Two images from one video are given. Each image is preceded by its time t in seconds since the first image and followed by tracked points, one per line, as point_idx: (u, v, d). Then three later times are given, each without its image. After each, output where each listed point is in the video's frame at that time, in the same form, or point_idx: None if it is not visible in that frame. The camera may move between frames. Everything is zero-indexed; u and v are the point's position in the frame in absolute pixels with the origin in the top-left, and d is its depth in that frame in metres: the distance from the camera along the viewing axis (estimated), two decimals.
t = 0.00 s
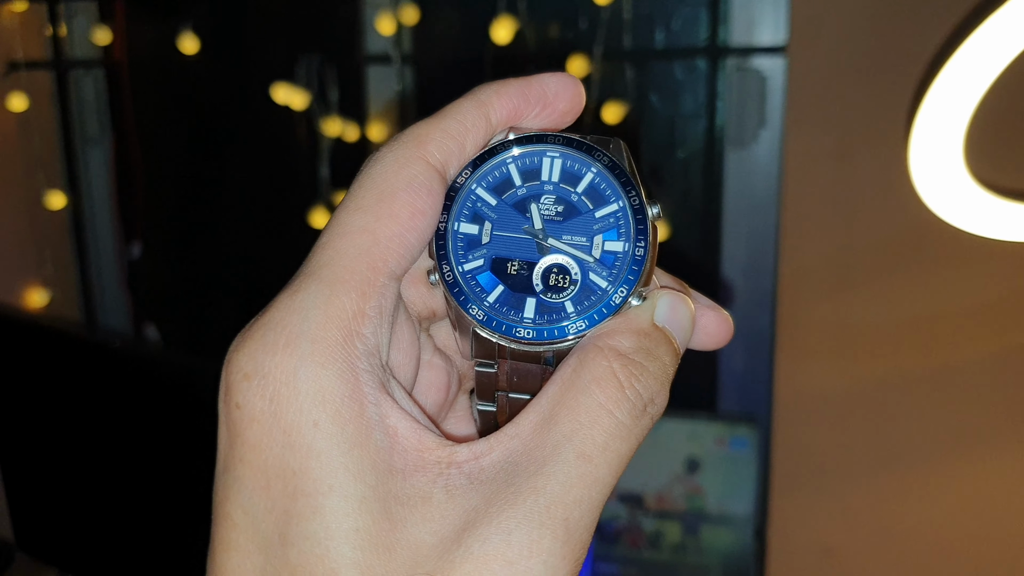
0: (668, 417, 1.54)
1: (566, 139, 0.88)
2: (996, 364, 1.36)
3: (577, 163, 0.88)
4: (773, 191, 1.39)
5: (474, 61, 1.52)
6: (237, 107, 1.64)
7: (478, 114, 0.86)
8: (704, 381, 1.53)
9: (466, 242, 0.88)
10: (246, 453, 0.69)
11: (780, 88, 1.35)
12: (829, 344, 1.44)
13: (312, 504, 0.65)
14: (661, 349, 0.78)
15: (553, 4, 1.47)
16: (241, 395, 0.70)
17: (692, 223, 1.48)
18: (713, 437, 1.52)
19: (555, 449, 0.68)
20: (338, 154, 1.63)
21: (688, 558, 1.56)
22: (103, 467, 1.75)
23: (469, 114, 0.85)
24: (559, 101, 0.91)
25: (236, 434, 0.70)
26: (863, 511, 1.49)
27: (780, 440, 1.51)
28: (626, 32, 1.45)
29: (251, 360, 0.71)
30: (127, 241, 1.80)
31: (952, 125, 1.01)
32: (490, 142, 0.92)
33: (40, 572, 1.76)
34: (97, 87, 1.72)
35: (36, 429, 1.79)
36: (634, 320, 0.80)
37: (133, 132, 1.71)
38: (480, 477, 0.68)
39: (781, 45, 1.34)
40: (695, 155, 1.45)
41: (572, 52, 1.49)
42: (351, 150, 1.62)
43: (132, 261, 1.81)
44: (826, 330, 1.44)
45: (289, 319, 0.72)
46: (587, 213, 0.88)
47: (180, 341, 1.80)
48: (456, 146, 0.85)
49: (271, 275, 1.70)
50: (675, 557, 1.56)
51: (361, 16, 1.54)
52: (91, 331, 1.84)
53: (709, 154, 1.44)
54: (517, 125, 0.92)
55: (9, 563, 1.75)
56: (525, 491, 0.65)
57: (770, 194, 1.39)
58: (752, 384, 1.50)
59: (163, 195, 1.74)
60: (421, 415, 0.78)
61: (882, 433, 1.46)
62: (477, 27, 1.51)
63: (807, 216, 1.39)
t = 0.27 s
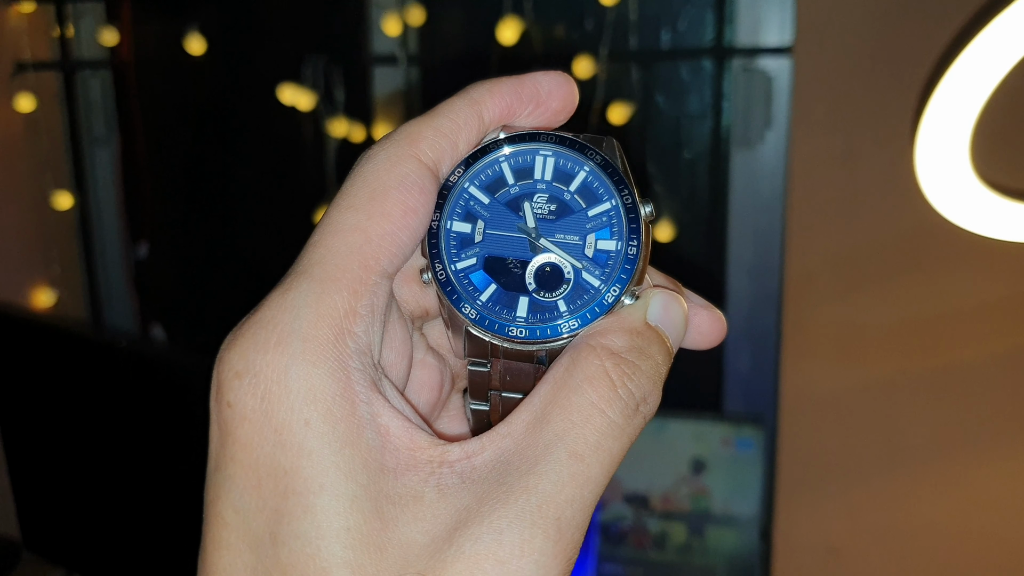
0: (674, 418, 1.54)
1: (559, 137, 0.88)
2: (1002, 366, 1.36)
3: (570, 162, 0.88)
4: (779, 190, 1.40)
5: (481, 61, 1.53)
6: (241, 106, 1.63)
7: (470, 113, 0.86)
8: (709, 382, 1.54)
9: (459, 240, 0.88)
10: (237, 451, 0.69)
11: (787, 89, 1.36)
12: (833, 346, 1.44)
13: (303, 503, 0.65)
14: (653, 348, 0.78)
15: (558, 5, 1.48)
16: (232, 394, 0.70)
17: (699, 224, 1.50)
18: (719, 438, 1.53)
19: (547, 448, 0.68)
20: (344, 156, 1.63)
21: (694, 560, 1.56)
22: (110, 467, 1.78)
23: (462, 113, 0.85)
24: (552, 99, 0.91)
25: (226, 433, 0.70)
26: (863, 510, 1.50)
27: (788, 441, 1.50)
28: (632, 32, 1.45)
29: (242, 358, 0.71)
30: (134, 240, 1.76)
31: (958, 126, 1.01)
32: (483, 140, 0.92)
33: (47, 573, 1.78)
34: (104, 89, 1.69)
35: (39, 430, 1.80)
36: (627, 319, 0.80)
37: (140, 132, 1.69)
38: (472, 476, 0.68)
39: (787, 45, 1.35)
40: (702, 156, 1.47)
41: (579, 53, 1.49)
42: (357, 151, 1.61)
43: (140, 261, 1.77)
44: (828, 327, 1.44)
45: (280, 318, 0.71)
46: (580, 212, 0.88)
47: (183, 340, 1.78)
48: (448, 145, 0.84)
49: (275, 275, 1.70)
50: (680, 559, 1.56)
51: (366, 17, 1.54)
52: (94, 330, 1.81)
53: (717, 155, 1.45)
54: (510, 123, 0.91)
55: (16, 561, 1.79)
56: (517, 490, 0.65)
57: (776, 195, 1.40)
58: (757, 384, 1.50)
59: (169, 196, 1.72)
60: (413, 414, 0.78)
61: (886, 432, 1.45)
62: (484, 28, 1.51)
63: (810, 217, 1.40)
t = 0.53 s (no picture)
0: (682, 418, 1.54)
1: (552, 139, 0.88)
2: (997, 362, 1.38)
3: (563, 163, 0.88)
4: (787, 191, 1.40)
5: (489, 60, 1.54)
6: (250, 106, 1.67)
7: (464, 113, 0.86)
8: (716, 380, 1.54)
9: (451, 241, 0.88)
10: (228, 453, 0.69)
11: (795, 89, 1.37)
12: (831, 343, 1.46)
13: (294, 504, 0.65)
14: (646, 349, 0.78)
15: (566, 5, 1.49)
16: (223, 396, 0.70)
17: (706, 223, 1.50)
18: (727, 438, 1.53)
19: (539, 450, 0.68)
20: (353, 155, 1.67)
21: (702, 559, 1.56)
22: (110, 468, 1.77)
23: (456, 113, 0.85)
24: (546, 100, 0.91)
25: (217, 434, 0.70)
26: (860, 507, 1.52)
27: (791, 440, 1.52)
28: (640, 32, 1.46)
29: (233, 360, 0.71)
30: (143, 241, 1.82)
31: (966, 126, 1.03)
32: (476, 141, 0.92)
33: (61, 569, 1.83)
34: (114, 89, 1.75)
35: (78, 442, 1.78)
36: (619, 321, 0.80)
37: (147, 132, 1.74)
38: (463, 478, 0.68)
39: (796, 45, 1.35)
40: (710, 156, 1.46)
41: (587, 52, 1.50)
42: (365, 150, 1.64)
43: (149, 260, 1.83)
44: (824, 325, 1.46)
45: (271, 319, 0.71)
46: (573, 214, 0.88)
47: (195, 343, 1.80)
48: (441, 146, 0.84)
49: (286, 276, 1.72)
50: (688, 558, 1.56)
51: (375, 17, 1.57)
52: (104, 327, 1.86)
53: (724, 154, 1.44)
54: (504, 124, 0.91)
55: (25, 560, 1.84)
56: (508, 492, 0.65)
57: (785, 195, 1.40)
58: (765, 383, 1.50)
59: (180, 196, 1.76)
60: (405, 416, 0.78)
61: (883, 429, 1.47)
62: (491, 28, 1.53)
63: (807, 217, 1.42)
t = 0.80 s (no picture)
0: (692, 418, 1.61)
1: (551, 140, 0.88)
2: (997, 360, 1.42)
3: (563, 164, 0.89)
4: (797, 189, 1.47)
5: (499, 58, 1.61)
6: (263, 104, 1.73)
7: (463, 114, 0.86)
8: (722, 377, 1.62)
9: (451, 242, 0.88)
10: (228, 453, 0.69)
11: (804, 89, 1.44)
12: (823, 336, 1.52)
13: (294, 504, 0.65)
14: (644, 351, 0.78)
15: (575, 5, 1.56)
16: (223, 396, 0.70)
17: (717, 225, 1.58)
18: (737, 438, 1.59)
19: (538, 450, 0.68)
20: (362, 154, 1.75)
21: (711, 559, 1.60)
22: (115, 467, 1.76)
23: (455, 114, 0.85)
24: (545, 101, 0.91)
25: (217, 434, 0.70)
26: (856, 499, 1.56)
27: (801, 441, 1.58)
28: (650, 32, 1.55)
29: (233, 360, 0.71)
30: (155, 240, 1.88)
31: (976, 125, 1.04)
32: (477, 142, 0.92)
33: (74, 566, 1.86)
34: (126, 88, 1.81)
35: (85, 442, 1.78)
36: (618, 322, 0.80)
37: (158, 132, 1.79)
38: (463, 478, 0.69)
39: (805, 45, 1.42)
40: (719, 155, 1.55)
41: (597, 52, 1.57)
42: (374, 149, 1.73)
43: (160, 259, 1.89)
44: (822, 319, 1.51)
45: (270, 320, 0.71)
46: (572, 215, 0.88)
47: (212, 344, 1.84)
48: (441, 146, 0.84)
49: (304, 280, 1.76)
50: (697, 558, 1.60)
51: (386, 19, 1.65)
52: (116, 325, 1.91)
53: (735, 152, 1.53)
54: (503, 125, 0.91)
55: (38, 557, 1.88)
56: (507, 492, 0.66)
57: (794, 193, 1.48)
58: (774, 384, 1.57)
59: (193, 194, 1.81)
60: (404, 417, 0.78)
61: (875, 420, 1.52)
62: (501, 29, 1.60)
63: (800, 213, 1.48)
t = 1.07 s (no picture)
0: (701, 417, 1.62)
1: (554, 141, 0.89)
2: (1003, 359, 1.42)
3: (564, 165, 0.89)
4: (806, 189, 1.48)
5: (507, 58, 1.61)
6: (271, 105, 1.75)
7: (466, 115, 0.86)
8: (733, 376, 1.62)
9: (453, 243, 0.89)
10: (232, 452, 0.69)
11: (813, 88, 1.45)
12: (827, 335, 1.52)
13: (298, 504, 0.66)
14: (646, 351, 0.79)
15: (583, 5, 1.57)
16: (228, 396, 0.71)
17: (727, 226, 1.59)
18: (745, 438, 1.60)
19: (540, 451, 0.68)
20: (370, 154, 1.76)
21: (719, 559, 1.61)
22: (126, 464, 1.76)
23: (457, 115, 0.86)
24: (547, 102, 0.91)
25: (222, 434, 0.71)
26: (862, 498, 1.56)
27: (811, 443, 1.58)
28: (659, 32, 1.55)
29: (237, 360, 0.71)
30: (164, 240, 1.89)
31: (985, 127, 1.03)
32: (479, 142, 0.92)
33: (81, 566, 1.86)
34: (135, 88, 1.82)
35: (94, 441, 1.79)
36: (620, 322, 0.81)
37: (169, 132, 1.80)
38: (465, 478, 0.69)
39: (814, 45, 1.43)
40: (728, 155, 1.56)
41: (606, 52, 1.58)
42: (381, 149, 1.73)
43: (169, 259, 1.90)
44: (827, 319, 1.52)
45: (275, 320, 0.72)
46: (574, 216, 0.88)
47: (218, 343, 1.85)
48: (443, 147, 0.85)
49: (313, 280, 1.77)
50: (705, 558, 1.61)
51: (395, 19, 1.66)
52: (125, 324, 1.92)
53: (743, 151, 1.54)
54: (505, 126, 0.92)
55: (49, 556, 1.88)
56: (509, 492, 0.66)
57: (804, 192, 1.48)
58: (784, 384, 1.57)
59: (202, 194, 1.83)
60: (407, 416, 0.78)
61: (879, 419, 1.53)
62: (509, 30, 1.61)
63: (803, 212, 1.49)
